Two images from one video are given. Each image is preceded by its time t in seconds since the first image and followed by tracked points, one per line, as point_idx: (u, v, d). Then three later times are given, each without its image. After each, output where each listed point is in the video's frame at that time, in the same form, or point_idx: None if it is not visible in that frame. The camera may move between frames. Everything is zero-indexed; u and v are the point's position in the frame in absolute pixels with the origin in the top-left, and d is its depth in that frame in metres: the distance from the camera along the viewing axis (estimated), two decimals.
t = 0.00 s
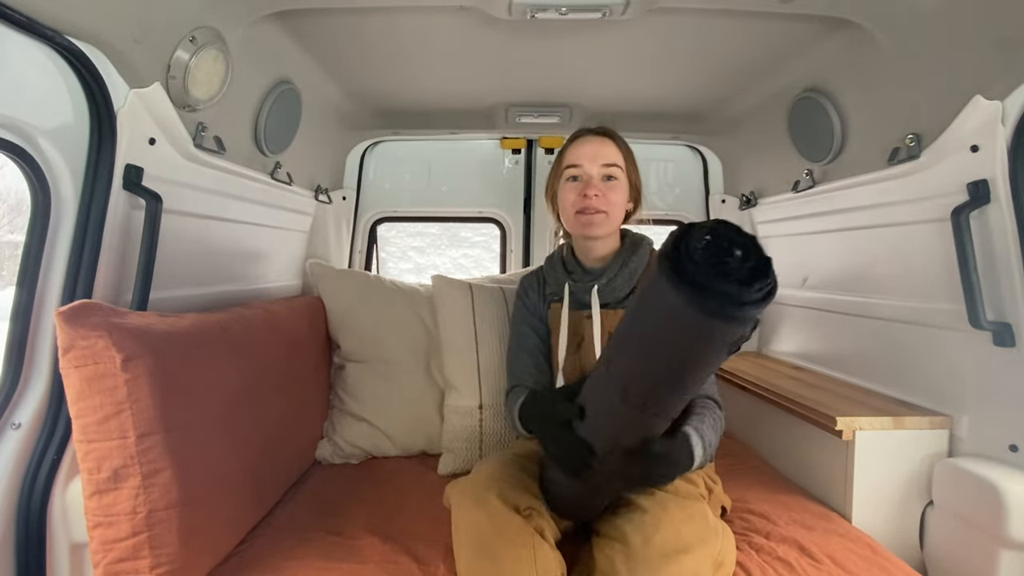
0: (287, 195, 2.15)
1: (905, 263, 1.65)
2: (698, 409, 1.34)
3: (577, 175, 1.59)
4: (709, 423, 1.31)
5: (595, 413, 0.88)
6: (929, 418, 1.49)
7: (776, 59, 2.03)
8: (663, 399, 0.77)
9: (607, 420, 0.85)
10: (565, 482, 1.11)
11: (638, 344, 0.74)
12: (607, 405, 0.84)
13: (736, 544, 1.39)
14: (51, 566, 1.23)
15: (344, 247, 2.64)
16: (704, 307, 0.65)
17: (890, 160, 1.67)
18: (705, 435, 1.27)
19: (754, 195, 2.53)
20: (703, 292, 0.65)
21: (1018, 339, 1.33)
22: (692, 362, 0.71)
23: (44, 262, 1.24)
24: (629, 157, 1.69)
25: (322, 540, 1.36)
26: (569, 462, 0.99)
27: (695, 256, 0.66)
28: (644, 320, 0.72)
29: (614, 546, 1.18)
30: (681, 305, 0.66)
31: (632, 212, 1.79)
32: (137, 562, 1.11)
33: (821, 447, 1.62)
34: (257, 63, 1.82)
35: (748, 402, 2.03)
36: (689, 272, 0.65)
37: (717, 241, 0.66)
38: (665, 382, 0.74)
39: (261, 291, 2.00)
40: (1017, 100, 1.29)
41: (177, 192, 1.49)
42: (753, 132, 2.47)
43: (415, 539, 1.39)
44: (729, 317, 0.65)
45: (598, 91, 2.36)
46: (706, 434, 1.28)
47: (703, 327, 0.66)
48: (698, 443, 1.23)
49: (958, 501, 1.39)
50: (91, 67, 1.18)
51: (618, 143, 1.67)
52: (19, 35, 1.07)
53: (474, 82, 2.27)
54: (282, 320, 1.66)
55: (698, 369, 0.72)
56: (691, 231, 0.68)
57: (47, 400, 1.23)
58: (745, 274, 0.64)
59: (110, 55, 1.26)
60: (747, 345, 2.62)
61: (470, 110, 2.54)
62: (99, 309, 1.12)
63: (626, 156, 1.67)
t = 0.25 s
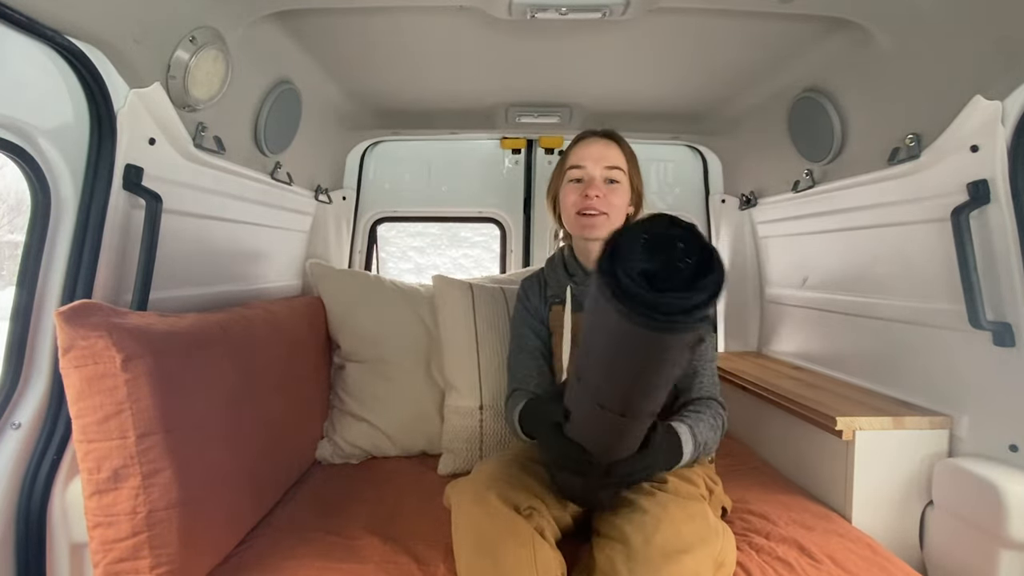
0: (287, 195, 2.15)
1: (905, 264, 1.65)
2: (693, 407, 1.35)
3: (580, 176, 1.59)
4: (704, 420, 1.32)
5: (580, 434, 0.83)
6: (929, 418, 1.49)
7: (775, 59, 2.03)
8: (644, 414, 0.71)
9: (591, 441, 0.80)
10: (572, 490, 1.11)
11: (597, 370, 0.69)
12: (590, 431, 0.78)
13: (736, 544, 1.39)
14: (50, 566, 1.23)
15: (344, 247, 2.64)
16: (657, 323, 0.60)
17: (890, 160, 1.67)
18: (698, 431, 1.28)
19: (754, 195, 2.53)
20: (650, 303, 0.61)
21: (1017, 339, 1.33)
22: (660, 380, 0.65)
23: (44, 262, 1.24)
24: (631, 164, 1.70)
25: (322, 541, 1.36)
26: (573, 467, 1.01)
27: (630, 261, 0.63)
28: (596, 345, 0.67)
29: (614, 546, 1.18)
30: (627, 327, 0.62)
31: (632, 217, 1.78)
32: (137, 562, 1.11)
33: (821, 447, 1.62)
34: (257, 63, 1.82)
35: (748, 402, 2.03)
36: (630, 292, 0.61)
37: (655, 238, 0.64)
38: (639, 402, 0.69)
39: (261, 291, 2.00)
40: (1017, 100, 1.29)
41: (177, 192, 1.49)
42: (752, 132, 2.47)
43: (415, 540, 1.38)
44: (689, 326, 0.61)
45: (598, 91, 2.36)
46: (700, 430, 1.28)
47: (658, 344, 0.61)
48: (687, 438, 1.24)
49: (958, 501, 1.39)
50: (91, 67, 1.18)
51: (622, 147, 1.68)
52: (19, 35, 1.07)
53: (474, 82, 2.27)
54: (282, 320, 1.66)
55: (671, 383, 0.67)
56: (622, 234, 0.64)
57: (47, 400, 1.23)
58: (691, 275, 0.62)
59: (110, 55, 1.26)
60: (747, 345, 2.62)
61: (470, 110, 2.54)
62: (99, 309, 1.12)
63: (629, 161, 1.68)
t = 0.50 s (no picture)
0: (287, 195, 2.15)
1: (905, 264, 1.65)
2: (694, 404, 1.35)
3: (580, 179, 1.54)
4: (706, 415, 1.32)
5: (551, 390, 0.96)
6: (929, 418, 1.49)
7: (775, 59, 2.03)
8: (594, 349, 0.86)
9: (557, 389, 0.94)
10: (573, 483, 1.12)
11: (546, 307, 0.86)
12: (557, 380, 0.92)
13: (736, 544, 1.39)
14: (50, 566, 1.23)
15: (344, 247, 2.64)
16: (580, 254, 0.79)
17: (890, 160, 1.67)
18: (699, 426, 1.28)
19: (754, 195, 2.53)
20: (570, 240, 0.80)
21: (1018, 339, 1.33)
22: (595, 304, 0.82)
23: (44, 262, 1.24)
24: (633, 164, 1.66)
25: (322, 540, 1.36)
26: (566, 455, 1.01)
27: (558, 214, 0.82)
28: (539, 284, 0.85)
29: (614, 546, 1.18)
30: (557, 261, 0.80)
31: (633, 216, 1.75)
32: (137, 562, 1.11)
33: (821, 448, 1.62)
34: (257, 63, 1.82)
35: (747, 402, 2.03)
36: (556, 234, 0.80)
37: (574, 196, 0.83)
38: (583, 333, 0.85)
39: (261, 291, 2.00)
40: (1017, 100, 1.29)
41: (177, 192, 1.49)
42: (752, 132, 2.47)
43: (415, 540, 1.38)
44: (603, 257, 0.79)
45: (598, 91, 2.36)
46: (701, 424, 1.29)
47: (582, 271, 0.80)
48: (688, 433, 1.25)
49: (958, 501, 1.39)
50: (91, 67, 1.18)
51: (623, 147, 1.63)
52: (19, 35, 1.07)
53: (474, 82, 2.27)
54: (281, 320, 1.66)
55: (606, 312, 0.84)
56: (549, 193, 0.84)
57: (47, 400, 1.23)
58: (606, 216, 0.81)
59: (110, 55, 1.26)
60: (747, 345, 2.62)
61: (470, 110, 2.54)
62: (99, 309, 1.12)
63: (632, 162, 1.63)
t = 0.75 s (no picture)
0: (287, 195, 2.15)
1: (905, 264, 1.65)
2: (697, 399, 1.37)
3: (581, 182, 1.55)
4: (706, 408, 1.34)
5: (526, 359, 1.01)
6: (929, 418, 1.49)
7: (776, 58, 2.03)
8: (549, 310, 0.89)
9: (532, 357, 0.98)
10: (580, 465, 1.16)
11: (500, 274, 0.88)
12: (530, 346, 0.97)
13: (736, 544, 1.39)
14: (50, 566, 1.23)
15: (344, 247, 2.64)
16: (513, 213, 0.79)
17: (890, 160, 1.67)
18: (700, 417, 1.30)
19: (754, 195, 2.53)
20: (503, 200, 0.80)
21: (1018, 339, 1.33)
22: (543, 258, 0.84)
23: (44, 262, 1.24)
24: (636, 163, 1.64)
25: (322, 541, 1.36)
26: (565, 435, 1.10)
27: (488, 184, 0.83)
28: (485, 254, 0.87)
29: (614, 547, 1.18)
30: (498, 225, 0.80)
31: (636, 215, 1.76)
32: (137, 562, 1.11)
33: (821, 448, 1.62)
34: (257, 63, 1.82)
35: (747, 401, 2.03)
36: (486, 198, 0.81)
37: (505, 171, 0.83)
38: (535, 290, 0.87)
39: (261, 291, 2.00)
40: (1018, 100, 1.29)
41: (177, 192, 1.49)
42: (752, 132, 2.47)
43: (415, 540, 1.39)
44: (541, 208, 0.80)
45: (598, 91, 2.36)
46: (703, 416, 1.31)
47: (519, 228, 0.80)
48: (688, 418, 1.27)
49: (957, 501, 1.39)
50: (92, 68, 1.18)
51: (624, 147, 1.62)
52: (19, 36, 1.07)
53: (474, 82, 2.27)
54: (281, 320, 1.66)
55: (552, 265, 0.85)
56: (483, 173, 0.84)
57: (47, 400, 1.23)
58: (531, 174, 0.82)
59: (111, 55, 1.26)
60: (747, 345, 2.62)
61: (470, 110, 2.54)
62: (99, 310, 1.12)
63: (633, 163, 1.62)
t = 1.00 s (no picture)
0: (287, 195, 2.15)
1: (906, 264, 1.65)
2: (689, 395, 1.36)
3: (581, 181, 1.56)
4: (696, 403, 1.33)
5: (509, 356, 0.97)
6: (929, 418, 1.49)
7: (776, 58, 2.03)
8: (522, 295, 0.88)
9: (514, 351, 0.95)
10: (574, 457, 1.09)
11: (468, 267, 0.88)
12: (510, 339, 0.93)
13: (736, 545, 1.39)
14: (50, 566, 1.23)
15: (344, 247, 2.64)
16: (471, 196, 0.80)
17: (890, 160, 1.67)
18: (689, 410, 1.29)
19: (754, 195, 2.53)
20: (461, 188, 0.81)
21: (1018, 339, 1.33)
22: (503, 243, 0.84)
23: (44, 262, 1.24)
24: (638, 161, 1.63)
25: (322, 541, 1.36)
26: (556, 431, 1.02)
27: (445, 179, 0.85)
28: (452, 248, 0.87)
29: (614, 547, 1.18)
30: (456, 213, 0.82)
31: (637, 216, 1.76)
32: (137, 562, 1.11)
33: (821, 448, 1.62)
34: (258, 63, 1.82)
35: (747, 401, 2.03)
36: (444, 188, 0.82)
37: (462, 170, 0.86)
38: (505, 275, 0.86)
39: (261, 291, 2.00)
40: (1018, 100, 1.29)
41: (177, 192, 1.49)
42: (753, 132, 2.47)
43: (415, 540, 1.38)
44: (495, 190, 0.81)
45: (598, 91, 2.36)
46: (692, 409, 1.29)
47: (478, 211, 0.81)
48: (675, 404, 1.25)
49: (957, 501, 1.39)
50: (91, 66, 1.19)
51: (625, 145, 1.61)
52: (20, 35, 1.07)
53: (474, 82, 2.27)
54: (282, 320, 1.66)
55: (515, 247, 0.85)
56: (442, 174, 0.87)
57: (47, 401, 1.23)
58: (485, 165, 0.85)
59: (111, 55, 1.26)
60: (747, 345, 2.62)
61: (470, 110, 2.54)
62: (99, 310, 1.12)
63: (634, 160, 1.61)
